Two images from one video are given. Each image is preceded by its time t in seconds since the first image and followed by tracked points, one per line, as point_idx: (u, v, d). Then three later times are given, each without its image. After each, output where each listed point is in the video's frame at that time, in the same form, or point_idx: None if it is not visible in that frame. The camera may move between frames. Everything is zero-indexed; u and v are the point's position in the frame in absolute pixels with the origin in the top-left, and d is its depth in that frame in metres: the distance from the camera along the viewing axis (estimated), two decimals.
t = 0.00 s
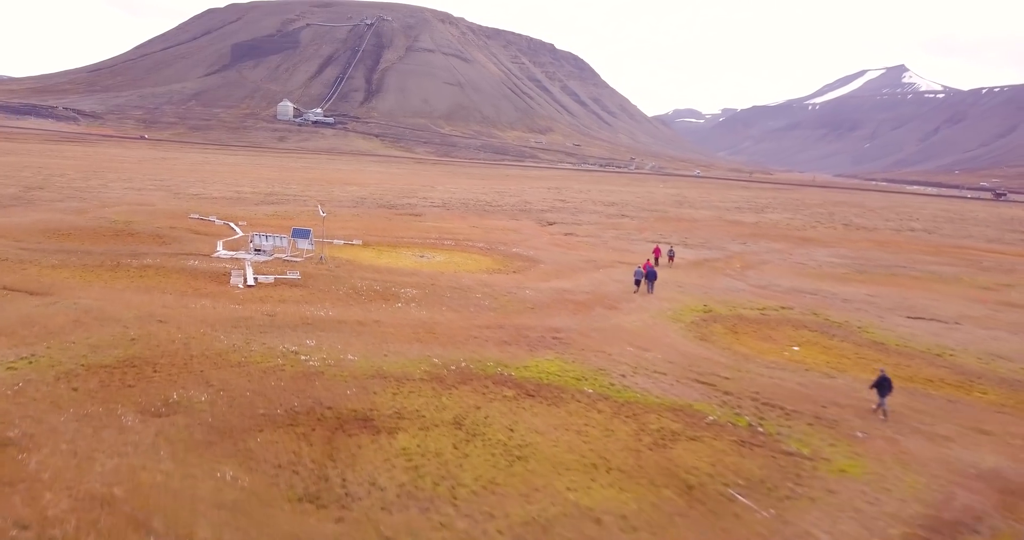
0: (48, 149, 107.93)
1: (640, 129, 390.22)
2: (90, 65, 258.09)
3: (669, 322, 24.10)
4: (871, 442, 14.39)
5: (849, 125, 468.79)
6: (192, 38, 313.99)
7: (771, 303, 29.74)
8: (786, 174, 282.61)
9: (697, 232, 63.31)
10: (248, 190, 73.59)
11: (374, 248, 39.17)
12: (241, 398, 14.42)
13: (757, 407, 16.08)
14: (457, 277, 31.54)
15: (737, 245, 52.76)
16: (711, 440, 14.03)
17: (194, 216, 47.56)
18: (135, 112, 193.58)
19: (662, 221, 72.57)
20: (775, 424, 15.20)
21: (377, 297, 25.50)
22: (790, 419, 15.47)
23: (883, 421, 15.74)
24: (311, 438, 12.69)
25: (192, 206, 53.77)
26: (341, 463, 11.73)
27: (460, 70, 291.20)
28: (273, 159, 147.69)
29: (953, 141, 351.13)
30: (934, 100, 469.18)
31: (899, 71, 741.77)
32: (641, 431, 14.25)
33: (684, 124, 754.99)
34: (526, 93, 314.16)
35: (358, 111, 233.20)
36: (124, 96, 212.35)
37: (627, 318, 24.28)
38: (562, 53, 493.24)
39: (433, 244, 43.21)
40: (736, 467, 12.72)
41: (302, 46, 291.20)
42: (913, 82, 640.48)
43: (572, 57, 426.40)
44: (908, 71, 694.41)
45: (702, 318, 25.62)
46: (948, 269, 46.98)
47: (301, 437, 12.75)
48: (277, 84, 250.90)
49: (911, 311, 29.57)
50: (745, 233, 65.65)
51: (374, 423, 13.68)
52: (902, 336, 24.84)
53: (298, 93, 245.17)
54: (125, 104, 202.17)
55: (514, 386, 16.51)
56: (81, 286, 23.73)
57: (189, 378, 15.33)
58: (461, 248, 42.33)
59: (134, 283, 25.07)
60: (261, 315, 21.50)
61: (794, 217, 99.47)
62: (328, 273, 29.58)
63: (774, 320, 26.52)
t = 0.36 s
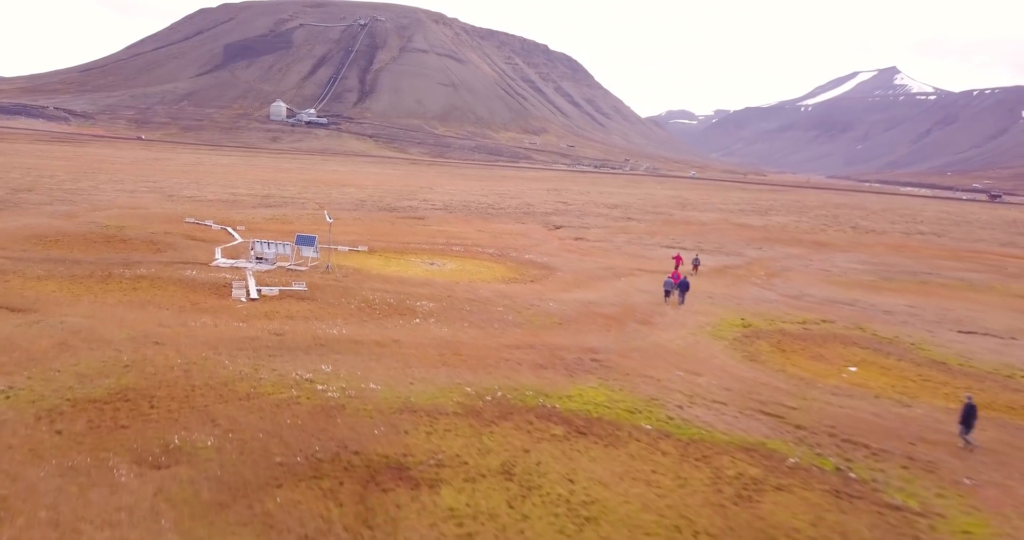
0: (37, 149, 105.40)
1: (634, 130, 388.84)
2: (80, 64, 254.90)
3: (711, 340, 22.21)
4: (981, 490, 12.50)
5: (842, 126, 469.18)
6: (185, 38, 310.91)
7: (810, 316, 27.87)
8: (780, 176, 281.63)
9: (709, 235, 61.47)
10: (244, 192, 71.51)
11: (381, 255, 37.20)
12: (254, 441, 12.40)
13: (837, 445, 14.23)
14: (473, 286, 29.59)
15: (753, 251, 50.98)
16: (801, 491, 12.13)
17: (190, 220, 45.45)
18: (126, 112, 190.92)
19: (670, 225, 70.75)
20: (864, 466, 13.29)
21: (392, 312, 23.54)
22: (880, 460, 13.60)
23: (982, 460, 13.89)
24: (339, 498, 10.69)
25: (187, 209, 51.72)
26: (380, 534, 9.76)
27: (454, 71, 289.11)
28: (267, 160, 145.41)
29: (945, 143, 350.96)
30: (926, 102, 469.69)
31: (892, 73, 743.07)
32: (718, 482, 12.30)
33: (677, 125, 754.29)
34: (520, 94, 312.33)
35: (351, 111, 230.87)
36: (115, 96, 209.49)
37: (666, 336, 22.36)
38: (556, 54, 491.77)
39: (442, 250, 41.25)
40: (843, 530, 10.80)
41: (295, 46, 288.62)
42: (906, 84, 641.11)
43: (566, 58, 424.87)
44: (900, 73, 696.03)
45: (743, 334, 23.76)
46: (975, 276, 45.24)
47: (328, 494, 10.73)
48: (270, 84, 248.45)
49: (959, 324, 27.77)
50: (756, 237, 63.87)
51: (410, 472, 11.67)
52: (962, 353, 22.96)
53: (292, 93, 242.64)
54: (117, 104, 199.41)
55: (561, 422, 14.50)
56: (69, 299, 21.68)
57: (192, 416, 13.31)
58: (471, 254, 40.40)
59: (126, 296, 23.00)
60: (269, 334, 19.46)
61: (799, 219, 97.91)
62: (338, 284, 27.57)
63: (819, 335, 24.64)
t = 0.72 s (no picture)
0: (27, 149, 102.98)
1: (628, 131, 387.75)
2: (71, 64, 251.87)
3: (764, 361, 20.32)
4: None
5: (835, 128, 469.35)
6: (177, 37, 307.61)
7: (856, 330, 25.98)
8: (774, 177, 280.71)
9: (721, 240, 59.57)
10: (240, 195, 69.31)
11: (391, 263, 35.18)
12: (274, 502, 10.42)
13: (946, 494, 12.36)
14: (493, 298, 27.62)
15: (772, 256, 49.14)
16: None
17: (185, 225, 43.20)
18: (118, 112, 187.99)
19: (679, 228, 68.79)
20: (986, 522, 11.43)
21: (412, 329, 21.58)
22: (1001, 515, 11.72)
23: None
24: None
25: (183, 213, 49.56)
26: None
27: (448, 72, 287.11)
28: (261, 160, 143.30)
29: (936, 145, 351.24)
30: (918, 104, 470.54)
31: (883, 74, 744.57)
32: None
33: (671, 126, 753.87)
34: (514, 95, 310.60)
35: (345, 112, 228.58)
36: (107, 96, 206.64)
37: (715, 357, 20.39)
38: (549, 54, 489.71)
39: (453, 257, 39.22)
40: None
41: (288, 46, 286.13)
42: (897, 86, 642.18)
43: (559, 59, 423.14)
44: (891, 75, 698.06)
45: (794, 353, 21.88)
46: (1005, 283, 43.49)
47: None
48: (263, 84, 245.98)
49: (1016, 339, 25.92)
50: (768, 241, 62.12)
51: None
52: None
53: (285, 93, 239.83)
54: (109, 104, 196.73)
55: (628, 469, 12.56)
56: (56, 317, 19.60)
57: (200, 466, 11.33)
58: (484, 261, 38.48)
59: (121, 313, 20.87)
60: (280, 358, 17.37)
61: (805, 222, 96.29)
62: (349, 297, 25.52)
63: (874, 354, 22.76)
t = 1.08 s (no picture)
0: (16, 150, 100.38)
1: (622, 132, 386.55)
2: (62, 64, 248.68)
3: (830, 386, 18.44)
4: None
5: (827, 129, 469.53)
6: (169, 37, 304.40)
7: (913, 347, 24.12)
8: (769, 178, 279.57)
9: (736, 245, 57.73)
10: (237, 198, 67.11)
11: (402, 272, 33.14)
12: None
13: None
14: (519, 311, 25.63)
15: (793, 262, 47.35)
16: None
17: (182, 230, 41.01)
18: (109, 112, 185.25)
19: (689, 232, 66.93)
20: None
21: (439, 349, 19.62)
22: None
23: None
24: None
25: (179, 218, 47.43)
26: None
27: (442, 72, 285.13)
28: (256, 161, 141.15)
29: (927, 147, 351.68)
30: (909, 105, 471.40)
31: (874, 76, 746.78)
32: None
33: (664, 128, 753.74)
34: (508, 96, 308.92)
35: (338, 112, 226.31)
36: (98, 96, 203.79)
37: (776, 382, 18.49)
38: (543, 55, 487.99)
39: (466, 264, 37.20)
40: None
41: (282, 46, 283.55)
42: (889, 87, 643.94)
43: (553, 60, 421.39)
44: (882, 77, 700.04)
45: (857, 375, 20.00)
46: None
47: None
48: (257, 84, 243.32)
49: None
50: (783, 246, 60.34)
51: None
52: None
53: (278, 94, 237.21)
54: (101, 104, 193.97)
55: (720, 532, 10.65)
56: (45, 339, 17.56)
57: None
58: (499, 269, 36.47)
59: (115, 333, 18.79)
60: (298, 388, 15.35)
61: (810, 225, 94.76)
62: (365, 312, 23.50)
63: (941, 375, 20.91)
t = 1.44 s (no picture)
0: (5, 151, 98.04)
1: (616, 133, 385.26)
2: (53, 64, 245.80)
3: (910, 416, 16.56)
4: None
5: (820, 130, 469.95)
6: (161, 37, 301.32)
7: (977, 366, 22.26)
8: (763, 179, 278.83)
9: (751, 250, 55.95)
10: (235, 200, 65.01)
11: (417, 282, 31.20)
12: None
13: None
14: (548, 326, 23.70)
15: (817, 269, 45.56)
16: None
17: (180, 236, 38.89)
18: (101, 112, 182.70)
19: (701, 236, 65.20)
20: None
21: (473, 374, 17.69)
22: None
23: None
24: None
25: (176, 222, 45.32)
26: None
27: (436, 73, 283.12)
28: (250, 162, 139.07)
29: (919, 149, 351.98)
30: (902, 107, 471.96)
31: (867, 77, 748.12)
32: None
33: (658, 129, 752.76)
34: (502, 97, 307.02)
35: (332, 113, 224.08)
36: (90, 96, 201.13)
37: (851, 410, 16.57)
38: (537, 56, 486.25)
39: (480, 272, 35.24)
40: None
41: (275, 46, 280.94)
42: (881, 88, 645.05)
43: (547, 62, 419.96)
44: (874, 79, 701.12)
45: (934, 400, 18.13)
46: None
47: None
48: (250, 85, 240.95)
49: None
50: (798, 251, 58.57)
51: None
52: None
53: (272, 94, 234.63)
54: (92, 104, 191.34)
55: None
56: (33, 366, 15.56)
57: None
58: (516, 277, 34.52)
59: (111, 358, 16.78)
60: (324, 426, 13.36)
61: (817, 227, 93.29)
62: (385, 330, 21.50)
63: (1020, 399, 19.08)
